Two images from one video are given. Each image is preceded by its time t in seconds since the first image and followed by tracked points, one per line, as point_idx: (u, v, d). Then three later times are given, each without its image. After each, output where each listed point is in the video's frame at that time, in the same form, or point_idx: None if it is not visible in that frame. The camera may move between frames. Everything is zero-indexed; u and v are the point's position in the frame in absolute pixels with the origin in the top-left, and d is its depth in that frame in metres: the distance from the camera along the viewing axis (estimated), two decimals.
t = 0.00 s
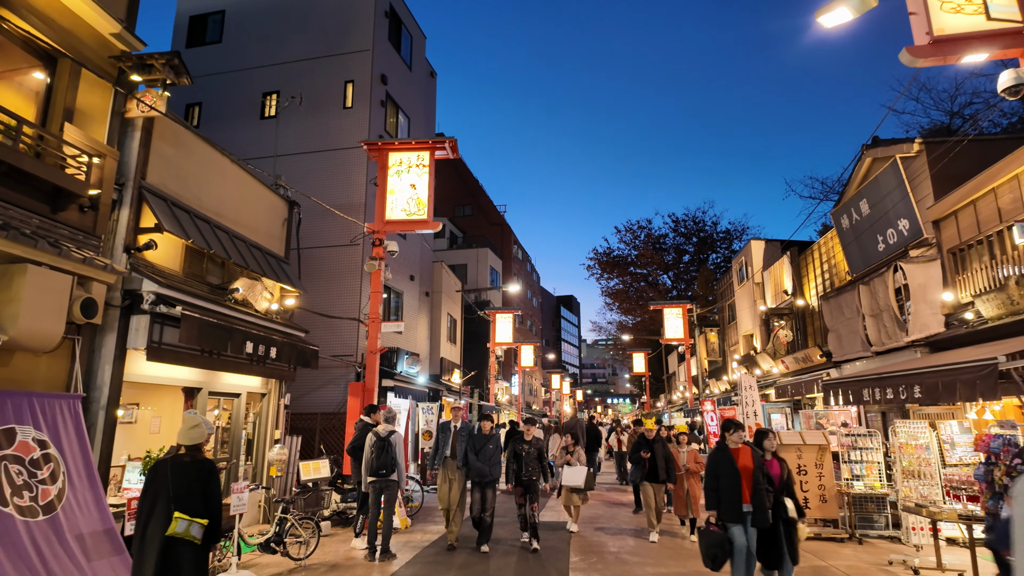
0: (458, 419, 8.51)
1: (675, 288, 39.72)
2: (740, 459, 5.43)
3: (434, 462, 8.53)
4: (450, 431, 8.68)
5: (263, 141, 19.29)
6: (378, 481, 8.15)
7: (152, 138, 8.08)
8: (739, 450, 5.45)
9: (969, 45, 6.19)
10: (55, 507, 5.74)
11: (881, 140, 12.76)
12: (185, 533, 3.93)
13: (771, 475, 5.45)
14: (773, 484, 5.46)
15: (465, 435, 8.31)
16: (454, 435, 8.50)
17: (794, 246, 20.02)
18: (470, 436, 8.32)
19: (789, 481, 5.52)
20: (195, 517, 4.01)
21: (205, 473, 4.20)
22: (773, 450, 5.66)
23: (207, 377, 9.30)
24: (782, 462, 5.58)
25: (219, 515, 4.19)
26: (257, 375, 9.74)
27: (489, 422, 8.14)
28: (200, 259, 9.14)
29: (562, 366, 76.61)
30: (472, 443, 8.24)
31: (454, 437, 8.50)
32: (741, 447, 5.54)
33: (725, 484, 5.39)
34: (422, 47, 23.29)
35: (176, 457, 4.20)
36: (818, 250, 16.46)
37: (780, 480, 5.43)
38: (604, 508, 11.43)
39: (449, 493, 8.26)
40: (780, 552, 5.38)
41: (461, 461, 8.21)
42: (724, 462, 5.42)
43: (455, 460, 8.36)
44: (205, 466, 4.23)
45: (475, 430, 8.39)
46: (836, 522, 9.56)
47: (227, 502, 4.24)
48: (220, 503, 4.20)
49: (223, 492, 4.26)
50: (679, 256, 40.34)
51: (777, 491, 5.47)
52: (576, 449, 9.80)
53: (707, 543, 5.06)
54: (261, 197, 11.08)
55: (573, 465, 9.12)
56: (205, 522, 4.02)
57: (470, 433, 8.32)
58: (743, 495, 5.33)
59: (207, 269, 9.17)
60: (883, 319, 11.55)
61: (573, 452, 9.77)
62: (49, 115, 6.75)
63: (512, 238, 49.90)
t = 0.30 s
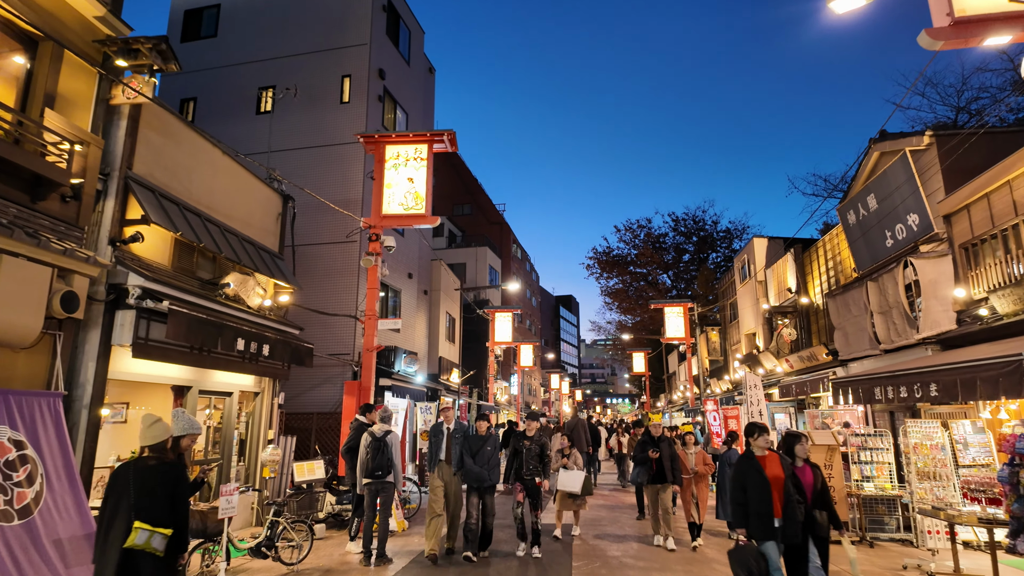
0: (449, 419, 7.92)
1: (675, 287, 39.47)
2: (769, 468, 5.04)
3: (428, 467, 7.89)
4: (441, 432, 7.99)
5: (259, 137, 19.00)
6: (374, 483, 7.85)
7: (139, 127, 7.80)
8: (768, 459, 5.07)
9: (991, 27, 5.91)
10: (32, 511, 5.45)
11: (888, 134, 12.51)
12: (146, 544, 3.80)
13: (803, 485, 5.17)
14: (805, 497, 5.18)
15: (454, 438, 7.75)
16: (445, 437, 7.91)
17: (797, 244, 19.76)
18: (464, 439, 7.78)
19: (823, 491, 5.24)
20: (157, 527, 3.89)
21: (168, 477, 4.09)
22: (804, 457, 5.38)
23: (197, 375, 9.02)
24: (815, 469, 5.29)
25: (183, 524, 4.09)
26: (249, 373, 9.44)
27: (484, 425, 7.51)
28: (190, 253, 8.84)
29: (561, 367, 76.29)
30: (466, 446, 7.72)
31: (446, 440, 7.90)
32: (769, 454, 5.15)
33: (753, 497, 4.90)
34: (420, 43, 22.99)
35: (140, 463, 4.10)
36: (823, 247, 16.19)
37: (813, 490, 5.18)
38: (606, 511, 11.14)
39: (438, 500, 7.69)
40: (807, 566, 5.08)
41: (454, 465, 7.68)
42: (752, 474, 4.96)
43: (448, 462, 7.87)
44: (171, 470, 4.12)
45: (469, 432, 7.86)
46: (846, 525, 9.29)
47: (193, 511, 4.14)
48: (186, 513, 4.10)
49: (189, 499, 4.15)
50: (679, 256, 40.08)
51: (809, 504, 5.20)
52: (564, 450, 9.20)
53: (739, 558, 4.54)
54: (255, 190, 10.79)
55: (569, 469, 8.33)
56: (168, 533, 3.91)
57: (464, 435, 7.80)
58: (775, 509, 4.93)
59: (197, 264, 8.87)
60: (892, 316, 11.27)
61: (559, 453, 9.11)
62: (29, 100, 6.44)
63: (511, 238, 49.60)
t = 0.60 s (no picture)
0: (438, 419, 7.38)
1: (673, 286, 39.26)
2: (798, 466, 4.77)
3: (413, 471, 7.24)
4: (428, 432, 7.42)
5: (252, 132, 18.68)
6: (367, 487, 7.56)
7: (122, 116, 7.51)
8: (798, 456, 4.80)
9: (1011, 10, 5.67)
10: (2, 517, 5.16)
11: (894, 129, 12.28)
12: (108, 557, 3.62)
13: (838, 485, 4.78)
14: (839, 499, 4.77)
15: (442, 439, 7.32)
16: (432, 438, 7.41)
17: (798, 242, 19.53)
18: (455, 440, 7.37)
19: (858, 492, 4.80)
20: (121, 537, 3.70)
21: (136, 481, 3.87)
22: (839, 455, 4.91)
23: (184, 374, 8.71)
24: (850, 469, 4.88)
25: (154, 531, 3.90)
26: (239, 372, 9.14)
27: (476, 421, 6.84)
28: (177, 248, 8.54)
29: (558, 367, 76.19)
30: (455, 447, 7.28)
31: (433, 441, 7.37)
32: (799, 452, 4.87)
33: (780, 500, 4.69)
34: (417, 38, 22.70)
35: (106, 467, 3.88)
36: (825, 245, 15.95)
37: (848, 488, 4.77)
38: (606, 515, 10.88)
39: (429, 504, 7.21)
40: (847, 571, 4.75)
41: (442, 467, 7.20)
42: (779, 478, 4.74)
43: (437, 465, 7.30)
44: (140, 474, 3.90)
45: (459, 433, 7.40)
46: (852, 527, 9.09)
47: (164, 518, 3.93)
48: (157, 520, 3.90)
49: (159, 505, 3.93)
50: (677, 255, 39.86)
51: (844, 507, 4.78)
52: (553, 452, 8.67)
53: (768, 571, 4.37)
54: (245, 184, 10.49)
55: (564, 470, 7.92)
56: (132, 543, 3.72)
57: (453, 436, 7.35)
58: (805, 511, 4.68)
59: (184, 259, 8.56)
60: (898, 314, 11.02)
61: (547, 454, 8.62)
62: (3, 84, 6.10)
63: (508, 237, 49.28)
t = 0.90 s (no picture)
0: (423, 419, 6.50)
1: (671, 286, 39.04)
2: (838, 476, 4.09)
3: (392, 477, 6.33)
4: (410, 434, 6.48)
5: (244, 127, 18.36)
6: (354, 489, 7.26)
7: (101, 102, 7.22)
8: (838, 464, 4.13)
9: None
10: None
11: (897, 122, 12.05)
12: (75, 568, 3.34)
13: (883, 497, 4.05)
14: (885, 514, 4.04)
15: (426, 443, 6.31)
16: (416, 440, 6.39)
17: (797, 239, 19.30)
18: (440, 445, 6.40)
19: (904, 501, 4.08)
20: (91, 545, 3.42)
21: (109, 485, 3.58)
22: (883, 462, 4.21)
23: (167, 371, 8.40)
24: (893, 473, 4.16)
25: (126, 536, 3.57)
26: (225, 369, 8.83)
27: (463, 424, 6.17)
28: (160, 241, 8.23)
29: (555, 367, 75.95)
30: (441, 450, 6.32)
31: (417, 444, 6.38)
32: (838, 460, 4.19)
33: (814, 513, 3.98)
34: (412, 33, 22.41)
35: (80, 469, 3.59)
36: (825, 241, 15.72)
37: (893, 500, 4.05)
38: (603, 516, 10.61)
39: (414, 518, 6.08)
40: None
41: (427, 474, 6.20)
42: (814, 490, 4.04)
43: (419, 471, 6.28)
44: (114, 477, 3.60)
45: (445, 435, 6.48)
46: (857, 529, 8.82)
47: (139, 523, 3.61)
48: (132, 527, 3.58)
49: (134, 510, 3.62)
50: (675, 254, 39.64)
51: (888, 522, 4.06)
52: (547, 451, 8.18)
53: None
54: (232, 176, 10.18)
55: (557, 474, 7.59)
56: (103, 553, 3.42)
57: (439, 439, 6.39)
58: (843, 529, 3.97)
59: (167, 252, 8.26)
60: (903, 311, 10.76)
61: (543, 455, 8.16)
62: None
63: (505, 236, 48.94)
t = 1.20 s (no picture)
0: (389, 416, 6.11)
1: (658, 286, 38.96)
2: (861, 476, 3.73)
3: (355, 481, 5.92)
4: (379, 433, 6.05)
5: (223, 120, 17.88)
6: (329, 493, 6.91)
7: (61, 85, 6.80)
8: (862, 463, 3.78)
9: None
10: None
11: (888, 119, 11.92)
12: None
13: (918, 500, 3.64)
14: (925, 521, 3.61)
15: (394, 442, 5.91)
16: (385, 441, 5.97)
17: (785, 238, 19.18)
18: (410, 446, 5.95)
19: (945, 503, 3.67)
20: (56, 559, 3.10)
21: (77, 495, 3.20)
22: (919, 461, 3.78)
23: (133, 370, 7.97)
24: (932, 475, 3.74)
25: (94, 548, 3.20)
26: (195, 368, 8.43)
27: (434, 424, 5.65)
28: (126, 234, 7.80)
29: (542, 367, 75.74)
30: (414, 451, 5.82)
31: (385, 443, 5.96)
32: (864, 458, 3.83)
33: (834, 517, 3.65)
34: (397, 27, 22.01)
35: (48, 476, 3.25)
36: (814, 240, 15.60)
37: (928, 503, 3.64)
38: (589, 519, 10.36)
39: (383, 526, 5.72)
40: None
41: (393, 480, 5.75)
42: (834, 490, 3.70)
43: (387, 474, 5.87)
44: (78, 484, 3.23)
45: (416, 434, 6.03)
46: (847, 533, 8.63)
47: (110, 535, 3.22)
48: (101, 538, 3.20)
49: (104, 523, 3.22)
50: (662, 254, 39.55)
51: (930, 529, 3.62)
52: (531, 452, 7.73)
53: None
54: (205, 167, 9.76)
55: (545, 476, 7.29)
56: (67, 567, 3.10)
57: (410, 439, 5.94)
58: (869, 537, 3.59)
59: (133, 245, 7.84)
60: (893, 310, 10.60)
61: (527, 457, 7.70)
62: None
63: (493, 235, 48.57)
